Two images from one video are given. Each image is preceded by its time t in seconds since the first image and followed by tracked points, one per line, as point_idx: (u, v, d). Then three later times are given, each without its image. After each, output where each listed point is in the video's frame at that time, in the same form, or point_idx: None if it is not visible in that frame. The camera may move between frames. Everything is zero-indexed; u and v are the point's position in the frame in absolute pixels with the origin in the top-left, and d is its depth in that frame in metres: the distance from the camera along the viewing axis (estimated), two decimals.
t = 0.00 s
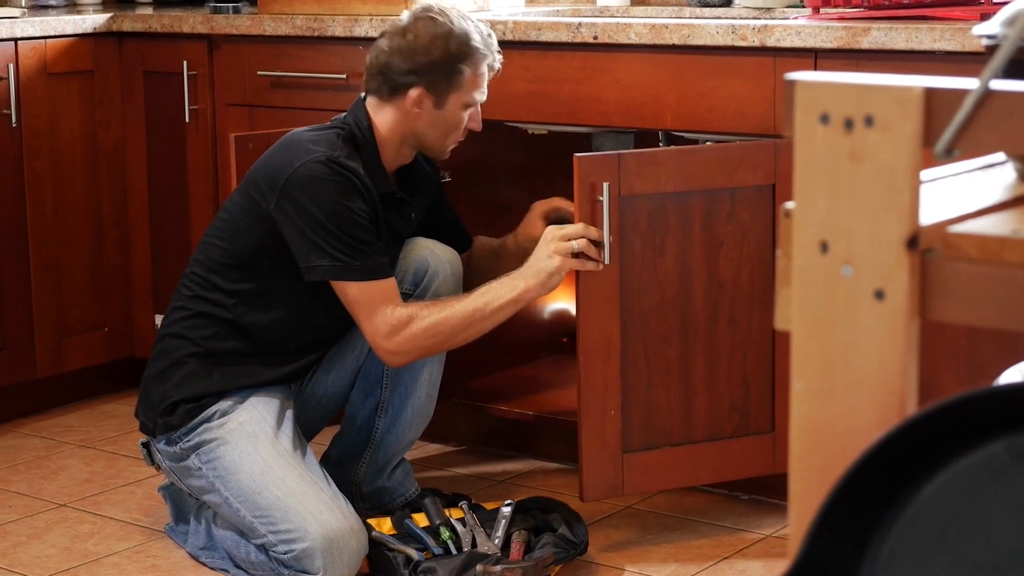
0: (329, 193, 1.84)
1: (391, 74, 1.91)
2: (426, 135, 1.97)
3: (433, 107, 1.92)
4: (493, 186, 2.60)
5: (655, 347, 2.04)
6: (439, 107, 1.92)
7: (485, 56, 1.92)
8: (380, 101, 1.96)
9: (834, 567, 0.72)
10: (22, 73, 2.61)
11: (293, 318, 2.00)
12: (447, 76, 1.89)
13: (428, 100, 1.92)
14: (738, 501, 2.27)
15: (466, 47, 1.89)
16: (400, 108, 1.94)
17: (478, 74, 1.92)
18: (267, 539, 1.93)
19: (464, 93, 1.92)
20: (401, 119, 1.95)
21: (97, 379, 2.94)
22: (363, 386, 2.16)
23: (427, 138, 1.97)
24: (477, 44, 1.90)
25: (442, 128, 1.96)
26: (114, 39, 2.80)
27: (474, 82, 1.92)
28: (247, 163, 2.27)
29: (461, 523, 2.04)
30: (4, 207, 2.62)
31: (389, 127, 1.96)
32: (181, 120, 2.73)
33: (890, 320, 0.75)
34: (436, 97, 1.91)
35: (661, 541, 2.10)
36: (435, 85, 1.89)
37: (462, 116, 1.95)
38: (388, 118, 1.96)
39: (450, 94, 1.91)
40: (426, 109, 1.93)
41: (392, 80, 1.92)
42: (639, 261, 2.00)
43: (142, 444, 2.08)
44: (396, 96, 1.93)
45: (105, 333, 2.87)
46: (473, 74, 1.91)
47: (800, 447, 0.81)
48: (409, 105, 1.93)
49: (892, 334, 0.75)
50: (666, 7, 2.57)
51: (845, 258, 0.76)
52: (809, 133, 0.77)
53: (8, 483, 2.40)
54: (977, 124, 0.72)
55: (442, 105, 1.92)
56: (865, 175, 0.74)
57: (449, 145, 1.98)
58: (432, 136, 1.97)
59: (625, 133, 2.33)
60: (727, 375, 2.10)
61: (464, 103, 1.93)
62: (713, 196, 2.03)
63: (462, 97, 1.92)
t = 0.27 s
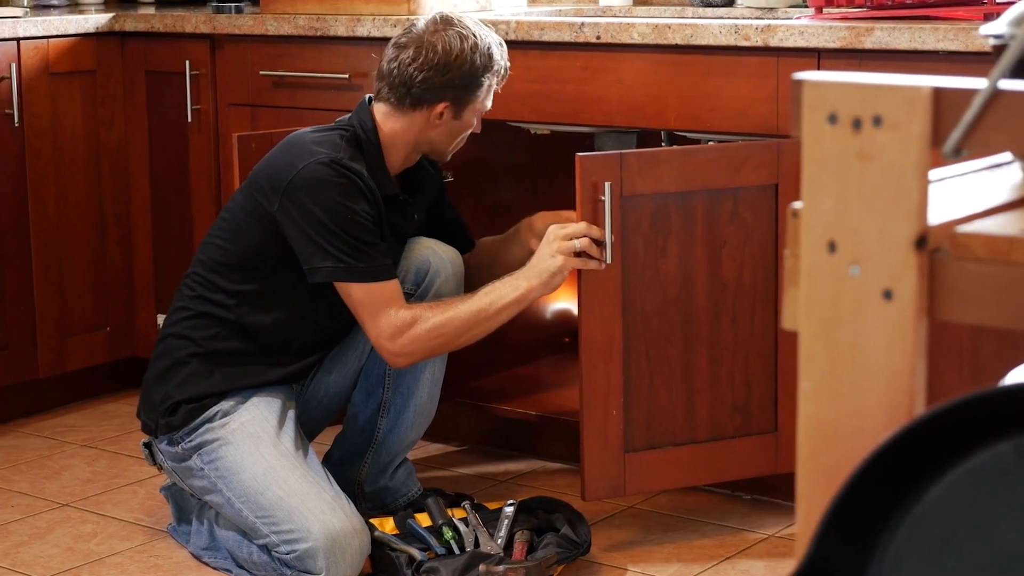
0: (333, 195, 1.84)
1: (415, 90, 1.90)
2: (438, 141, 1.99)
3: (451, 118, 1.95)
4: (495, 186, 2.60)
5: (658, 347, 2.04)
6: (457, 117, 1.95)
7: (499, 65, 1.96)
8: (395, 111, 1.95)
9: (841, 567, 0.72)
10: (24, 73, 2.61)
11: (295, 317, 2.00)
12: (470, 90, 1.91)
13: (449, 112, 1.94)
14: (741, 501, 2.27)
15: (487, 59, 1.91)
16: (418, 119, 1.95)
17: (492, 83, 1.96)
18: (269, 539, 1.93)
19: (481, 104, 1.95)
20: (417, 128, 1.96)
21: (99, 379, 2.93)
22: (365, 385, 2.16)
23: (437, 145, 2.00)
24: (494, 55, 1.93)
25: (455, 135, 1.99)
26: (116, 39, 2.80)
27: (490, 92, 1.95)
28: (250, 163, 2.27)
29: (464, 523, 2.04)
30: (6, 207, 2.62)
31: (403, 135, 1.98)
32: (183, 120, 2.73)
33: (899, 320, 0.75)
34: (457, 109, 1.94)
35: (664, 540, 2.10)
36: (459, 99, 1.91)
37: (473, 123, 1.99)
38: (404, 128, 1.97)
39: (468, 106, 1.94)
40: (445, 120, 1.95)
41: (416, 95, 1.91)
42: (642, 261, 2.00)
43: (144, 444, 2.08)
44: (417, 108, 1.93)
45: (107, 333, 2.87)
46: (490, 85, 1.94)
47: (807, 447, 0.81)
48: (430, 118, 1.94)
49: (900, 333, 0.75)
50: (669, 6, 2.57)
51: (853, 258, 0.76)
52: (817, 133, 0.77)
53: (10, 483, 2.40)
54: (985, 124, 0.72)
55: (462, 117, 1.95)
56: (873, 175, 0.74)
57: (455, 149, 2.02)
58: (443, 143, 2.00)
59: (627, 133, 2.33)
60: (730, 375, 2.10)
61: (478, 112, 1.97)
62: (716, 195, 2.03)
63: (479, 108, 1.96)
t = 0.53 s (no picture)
0: (337, 196, 1.84)
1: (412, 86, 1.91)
2: (440, 144, 1.98)
3: (451, 118, 1.93)
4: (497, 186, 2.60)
5: (660, 347, 2.05)
6: (457, 119, 1.94)
7: (503, 70, 1.94)
8: (396, 110, 1.96)
9: (846, 565, 0.72)
10: (26, 72, 2.61)
11: (298, 317, 2.00)
12: (469, 90, 1.90)
13: (448, 112, 1.93)
14: (742, 501, 2.27)
15: (489, 61, 1.90)
16: (418, 119, 1.95)
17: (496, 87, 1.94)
18: (272, 539, 1.93)
19: (483, 107, 1.93)
20: (417, 128, 1.96)
21: (100, 379, 2.93)
22: (368, 386, 2.16)
23: (440, 147, 1.99)
24: (498, 58, 1.92)
25: (457, 138, 1.97)
26: (118, 39, 2.80)
27: (493, 96, 1.94)
28: (252, 163, 2.27)
29: (466, 523, 2.04)
30: (8, 207, 2.62)
31: (405, 135, 1.97)
32: (185, 120, 2.73)
33: (905, 320, 0.75)
34: (456, 109, 1.92)
35: (666, 541, 2.10)
36: (457, 99, 1.90)
37: (477, 127, 1.97)
38: (405, 128, 1.96)
39: (468, 107, 1.92)
40: (445, 120, 1.94)
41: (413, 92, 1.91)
42: (644, 261, 2.00)
43: (147, 443, 2.08)
44: (416, 106, 1.93)
45: (108, 333, 2.87)
46: (492, 88, 1.93)
47: (813, 446, 0.81)
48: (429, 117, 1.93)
49: (906, 333, 0.75)
50: (670, 6, 2.57)
51: (860, 258, 0.76)
52: (823, 133, 0.77)
53: (12, 483, 2.40)
54: (992, 124, 0.72)
55: (462, 119, 1.93)
56: (880, 175, 0.74)
57: (460, 154, 2.01)
58: (446, 146, 1.99)
59: (629, 133, 2.33)
60: (732, 375, 2.10)
61: (481, 116, 1.95)
62: (718, 196, 2.03)
63: (481, 111, 1.94)
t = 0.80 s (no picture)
0: (339, 194, 1.84)
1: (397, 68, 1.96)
2: (429, 135, 1.97)
3: (431, 99, 1.94)
4: (500, 186, 2.60)
5: (663, 347, 2.04)
6: (438, 100, 1.93)
7: (495, 63, 1.94)
8: (389, 98, 1.99)
9: (855, 567, 0.72)
10: (28, 72, 2.61)
11: (301, 317, 2.00)
12: (449, 69, 1.91)
13: (427, 91, 1.93)
14: (745, 501, 2.27)
15: (474, 45, 1.91)
16: (402, 101, 1.96)
17: (486, 78, 1.93)
18: (275, 539, 1.93)
19: (467, 91, 1.92)
20: (404, 113, 1.96)
21: (102, 379, 2.93)
22: (370, 386, 2.16)
23: (430, 140, 1.97)
24: (486, 46, 1.92)
25: (444, 127, 1.96)
26: (120, 39, 2.80)
27: (479, 83, 1.93)
28: (254, 162, 2.27)
29: (469, 523, 2.04)
30: (10, 207, 2.62)
31: (394, 124, 1.98)
32: (187, 120, 2.73)
33: (913, 320, 0.75)
34: (436, 89, 1.93)
35: (669, 541, 2.10)
36: (435, 75, 1.91)
37: (467, 119, 1.95)
38: (393, 114, 1.97)
39: (448, 88, 1.92)
40: (425, 101, 1.94)
41: (398, 72, 1.96)
42: (647, 261, 2.00)
43: (149, 443, 2.08)
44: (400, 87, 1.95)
45: (110, 333, 2.86)
46: (478, 74, 1.92)
47: (821, 447, 0.80)
48: (409, 97, 1.95)
49: (914, 334, 0.75)
50: (672, 6, 2.57)
51: (868, 258, 0.76)
52: (830, 133, 0.77)
53: (14, 483, 2.40)
54: (1001, 124, 0.72)
55: (442, 98, 1.93)
56: (888, 175, 0.74)
57: (453, 151, 1.97)
58: (435, 137, 1.97)
59: (631, 133, 2.33)
60: (735, 375, 2.10)
61: (468, 104, 1.94)
62: (721, 195, 2.03)
63: (465, 95, 1.93)
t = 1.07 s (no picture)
0: (341, 194, 1.84)
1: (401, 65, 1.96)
2: (431, 132, 1.96)
3: (434, 94, 1.93)
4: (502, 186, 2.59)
5: (665, 347, 2.04)
6: (441, 96, 1.93)
7: (499, 61, 1.93)
8: (392, 95, 1.99)
9: (862, 565, 0.72)
10: (29, 72, 2.61)
11: (303, 317, 2.00)
12: (451, 64, 1.91)
13: (430, 87, 1.93)
14: (747, 501, 2.27)
15: (477, 41, 1.92)
16: (405, 98, 1.96)
17: (489, 75, 1.93)
18: (276, 539, 1.93)
19: (469, 87, 1.92)
20: (406, 110, 1.96)
21: (103, 378, 2.93)
22: (372, 385, 2.16)
23: (433, 137, 1.97)
24: (489, 43, 1.92)
25: (446, 124, 1.95)
26: (121, 39, 2.80)
27: (482, 79, 1.92)
28: (256, 162, 2.27)
29: (471, 523, 2.03)
30: (12, 207, 2.62)
31: (396, 121, 1.98)
32: (188, 119, 2.73)
33: (919, 320, 0.75)
34: (439, 85, 1.93)
35: (671, 540, 2.10)
36: (437, 71, 1.91)
37: (469, 115, 1.94)
38: (396, 111, 1.98)
39: (451, 83, 1.92)
40: (428, 97, 1.94)
41: (402, 69, 1.97)
42: (650, 261, 2.00)
43: (151, 443, 2.08)
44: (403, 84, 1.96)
45: (112, 332, 2.86)
46: (481, 70, 1.92)
47: (827, 447, 0.80)
48: (412, 94, 1.95)
49: (921, 334, 0.75)
50: (674, 6, 2.57)
51: (874, 258, 0.76)
52: (837, 133, 0.77)
53: (16, 482, 2.40)
54: (1008, 124, 0.72)
55: (444, 94, 1.92)
56: (895, 175, 0.74)
57: (455, 148, 1.96)
58: (437, 134, 1.96)
59: (633, 133, 2.33)
60: (737, 375, 2.10)
61: (470, 100, 1.93)
62: (724, 195, 2.03)
63: (467, 92, 1.93)
